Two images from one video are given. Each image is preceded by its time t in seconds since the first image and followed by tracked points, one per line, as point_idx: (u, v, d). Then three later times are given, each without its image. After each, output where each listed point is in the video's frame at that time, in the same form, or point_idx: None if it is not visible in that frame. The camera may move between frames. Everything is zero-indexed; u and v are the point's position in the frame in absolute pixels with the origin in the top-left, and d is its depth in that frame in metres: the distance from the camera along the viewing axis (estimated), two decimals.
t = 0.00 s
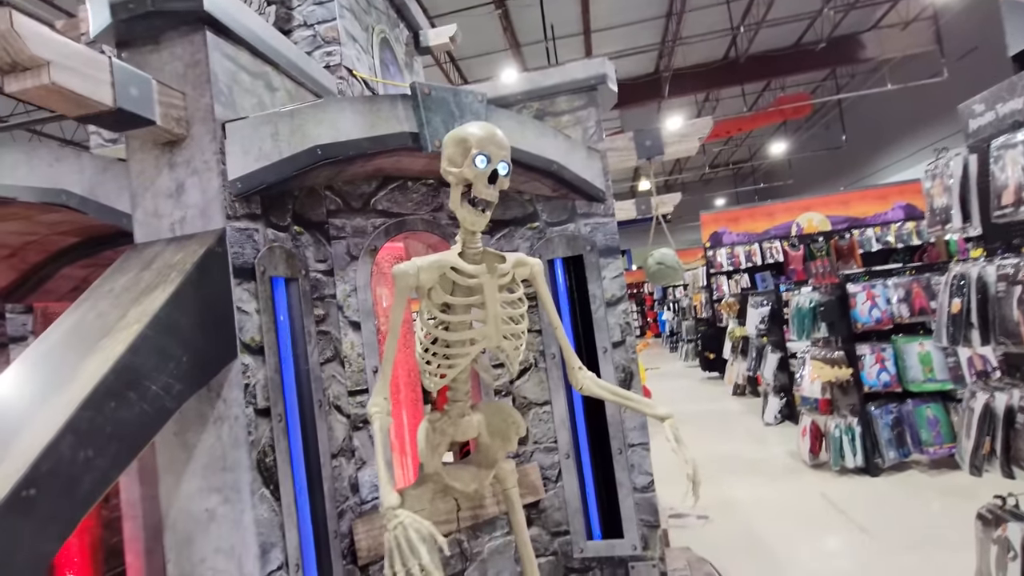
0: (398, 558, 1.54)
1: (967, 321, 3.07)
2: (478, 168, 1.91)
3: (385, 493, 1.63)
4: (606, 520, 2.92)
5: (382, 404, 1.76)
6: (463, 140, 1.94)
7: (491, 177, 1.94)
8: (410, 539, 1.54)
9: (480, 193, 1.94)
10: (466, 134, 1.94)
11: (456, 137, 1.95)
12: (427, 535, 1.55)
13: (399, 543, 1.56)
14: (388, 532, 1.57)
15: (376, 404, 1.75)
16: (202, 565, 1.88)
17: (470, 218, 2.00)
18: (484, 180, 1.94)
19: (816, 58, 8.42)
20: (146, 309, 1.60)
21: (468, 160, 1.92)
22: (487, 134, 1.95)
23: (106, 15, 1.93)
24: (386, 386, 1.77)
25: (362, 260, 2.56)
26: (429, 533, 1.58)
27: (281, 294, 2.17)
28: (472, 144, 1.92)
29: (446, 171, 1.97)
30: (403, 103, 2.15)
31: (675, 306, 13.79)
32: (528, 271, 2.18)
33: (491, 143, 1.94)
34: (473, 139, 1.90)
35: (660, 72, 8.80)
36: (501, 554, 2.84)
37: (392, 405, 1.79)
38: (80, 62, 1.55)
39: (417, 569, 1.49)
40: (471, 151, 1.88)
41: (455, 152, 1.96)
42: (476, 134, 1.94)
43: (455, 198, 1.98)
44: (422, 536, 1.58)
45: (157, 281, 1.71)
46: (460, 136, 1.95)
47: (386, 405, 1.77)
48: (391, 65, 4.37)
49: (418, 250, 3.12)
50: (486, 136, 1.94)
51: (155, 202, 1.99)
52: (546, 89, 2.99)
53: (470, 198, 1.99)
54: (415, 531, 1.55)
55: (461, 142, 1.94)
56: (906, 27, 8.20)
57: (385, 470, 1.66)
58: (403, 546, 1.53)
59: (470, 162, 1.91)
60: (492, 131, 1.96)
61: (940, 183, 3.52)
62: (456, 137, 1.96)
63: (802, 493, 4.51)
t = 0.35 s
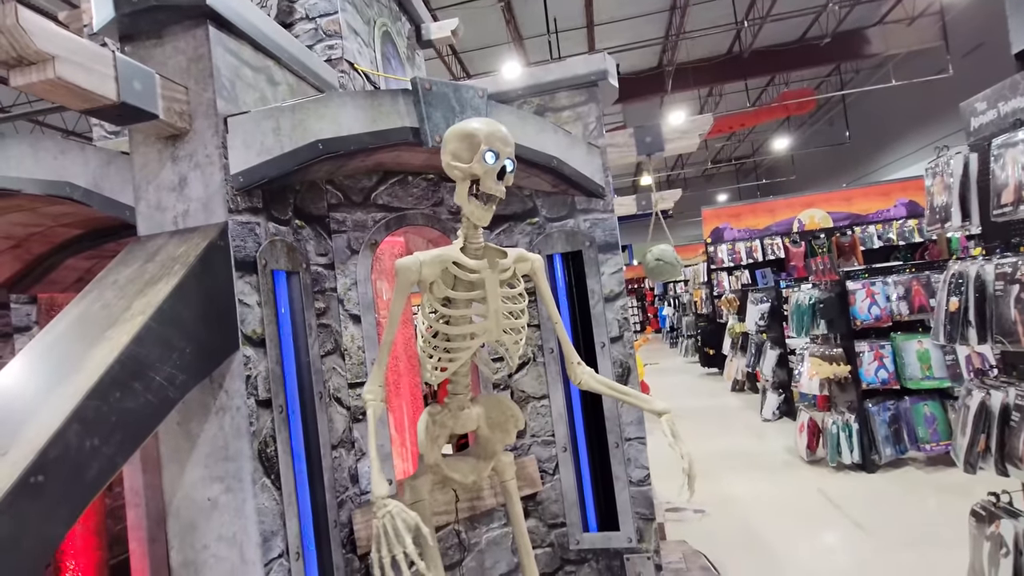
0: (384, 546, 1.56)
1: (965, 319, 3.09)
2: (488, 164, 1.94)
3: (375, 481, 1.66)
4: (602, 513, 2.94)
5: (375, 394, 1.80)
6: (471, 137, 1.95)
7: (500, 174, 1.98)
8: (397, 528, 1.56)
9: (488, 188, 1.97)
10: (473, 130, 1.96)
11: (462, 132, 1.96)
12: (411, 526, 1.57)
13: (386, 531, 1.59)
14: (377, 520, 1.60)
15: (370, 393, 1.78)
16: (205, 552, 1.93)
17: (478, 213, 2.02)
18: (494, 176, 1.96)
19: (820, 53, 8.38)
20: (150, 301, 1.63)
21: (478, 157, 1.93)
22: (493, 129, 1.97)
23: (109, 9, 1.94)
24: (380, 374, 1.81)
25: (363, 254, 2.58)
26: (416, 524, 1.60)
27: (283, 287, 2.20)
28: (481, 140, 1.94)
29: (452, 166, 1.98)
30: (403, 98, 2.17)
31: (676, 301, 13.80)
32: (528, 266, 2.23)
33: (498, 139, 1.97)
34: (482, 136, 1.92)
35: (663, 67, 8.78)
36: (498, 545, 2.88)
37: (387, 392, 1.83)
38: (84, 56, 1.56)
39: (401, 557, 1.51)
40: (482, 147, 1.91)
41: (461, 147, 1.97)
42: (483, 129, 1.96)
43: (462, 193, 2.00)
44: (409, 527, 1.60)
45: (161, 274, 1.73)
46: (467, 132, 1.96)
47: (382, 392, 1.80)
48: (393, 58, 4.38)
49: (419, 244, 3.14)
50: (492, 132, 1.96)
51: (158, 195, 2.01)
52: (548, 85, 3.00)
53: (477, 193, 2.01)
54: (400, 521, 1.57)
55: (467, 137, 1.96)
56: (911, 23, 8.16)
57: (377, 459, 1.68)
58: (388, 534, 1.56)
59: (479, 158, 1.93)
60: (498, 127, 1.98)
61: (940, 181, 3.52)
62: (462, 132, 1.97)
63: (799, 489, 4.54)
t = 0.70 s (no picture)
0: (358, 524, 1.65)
1: (959, 317, 3.11)
2: (489, 163, 1.96)
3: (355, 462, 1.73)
4: (598, 507, 2.97)
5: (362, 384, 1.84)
6: (471, 135, 1.97)
7: (500, 172, 2.00)
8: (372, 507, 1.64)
9: (489, 186, 1.99)
10: (473, 128, 1.97)
11: (461, 130, 1.97)
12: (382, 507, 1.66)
13: (360, 511, 1.67)
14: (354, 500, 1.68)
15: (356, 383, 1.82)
16: (204, 545, 1.95)
17: (477, 211, 2.05)
18: (494, 174, 1.99)
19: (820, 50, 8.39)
20: (150, 296, 1.65)
21: (480, 155, 1.95)
22: (491, 127, 1.99)
23: (108, 7, 1.95)
24: (365, 363, 1.85)
25: (361, 251, 2.60)
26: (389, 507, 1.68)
27: (281, 283, 2.22)
28: (482, 138, 1.96)
29: (452, 164, 1.98)
30: (401, 95, 2.19)
31: (674, 298, 13.83)
32: (524, 263, 2.24)
33: (497, 137, 1.99)
34: (483, 134, 1.94)
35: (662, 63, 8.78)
36: (495, 539, 2.91)
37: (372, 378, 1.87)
38: (83, 54, 1.57)
39: (372, 537, 1.60)
40: (484, 146, 1.93)
41: (461, 145, 1.98)
42: (482, 128, 1.98)
43: (464, 191, 2.01)
44: (382, 509, 1.68)
45: (160, 270, 1.75)
46: (465, 130, 1.98)
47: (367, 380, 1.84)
48: (392, 55, 4.38)
49: (417, 240, 3.16)
50: (492, 130, 1.99)
51: (157, 191, 2.03)
52: (545, 82, 3.02)
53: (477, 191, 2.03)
54: (372, 501, 1.65)
55: (467, 135, 1.97)
56: (910, 20, 8.16)
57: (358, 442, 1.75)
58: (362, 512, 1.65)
59: (481, 156, 1.95)
60: (496, 125, 2.01)
61: (936, 179, 3.54)
62: (461, 130, 1.98)
63: (794, 484, 4.57)
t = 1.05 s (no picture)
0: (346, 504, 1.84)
1: (955, 319, 3.14)
2: (494, 167, 2.00)
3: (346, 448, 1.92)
4: (599, 509, 2.99)
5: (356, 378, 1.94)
6: (475, 140, 2.00)
7: (504, 176, 2.04)
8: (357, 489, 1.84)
9: (494, 190, 2.03)
10: (476, 133, 2.00)
11: (465, 136, 2.00)
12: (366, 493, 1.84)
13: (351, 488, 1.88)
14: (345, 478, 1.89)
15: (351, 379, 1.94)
16: (211, 546, 1.96)
17: (484, 213, 2.07)
18: (499, 179, 2.03)
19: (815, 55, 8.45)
20: (160, 299, 1.66)
21: (485, 160, 1.99)
22: (494, 132, 2.03)
23: (117, 11, 1.96)
24: (361, 349, 1.97)
25: (364, 254, 2.61)
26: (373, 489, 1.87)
27: (287, 286, 2.25)
28: (486, 144, 1.99)
29: (457, 170, 2.01)
30: (405, 100, 2.21)
31: (671, 302, 13.87)
32: (527, 266, 2.25)
33: (500, 142, 2.03)
34: (488, 140, 1.97)
35: (659, 68, 8.82)
36: (497, 541, 2.92)
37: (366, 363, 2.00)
38: (95, 58, 1.59)
39: (358, 515, 1.81)
40: (490, 151, 1.97)
41: (465, 150, 2.00)
42: (486, 132, 2.01)
43: (469, 196, 2.04)
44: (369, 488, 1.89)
45: (169, 272, 1.77)
46: (468, 135, 2.00)
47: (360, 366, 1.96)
48: (393, 59, 4.41)
49: (419, 244, 3.17)
50: (495, 135, 2.02)
51: (165, 195, 2.04)
52: (546, 87, 3.04)
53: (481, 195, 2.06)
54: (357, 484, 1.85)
55: (472, 141, 2.00)
56: (905, 25, 8.23)
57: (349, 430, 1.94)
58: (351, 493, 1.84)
59: (486, 161, 1.99)
60: (498, 129, 2.04)
61: (932, 183, 3.57)
62: (464, 136, 2.00)
63: (793, 486, 4.60)
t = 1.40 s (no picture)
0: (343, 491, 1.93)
1: (939, 319, 3.26)
2: (493, 182, 2.07)
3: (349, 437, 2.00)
4: (600, 510, 3.06)
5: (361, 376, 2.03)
6: (474, 156, 2.06)
7: (505, 189, 2.10)
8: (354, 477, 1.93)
9: (496, 204, 2.09)
10: (475, 150, 2.07)
11: (464, 153, 2.07)
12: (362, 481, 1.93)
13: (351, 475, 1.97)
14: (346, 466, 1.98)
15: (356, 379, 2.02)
16: (228, 553, 2.01)
17: (495, 221, 2.12)
18: (499, 192, 2.09)
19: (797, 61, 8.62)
20: (181, 313, 1.72)
21: (484, 176, 2.06)
22: (492, 146, 2.09)
23: (130, 34, 2.02)
24: (364, 348, 2.02)
25: (368, 265, 2.69)
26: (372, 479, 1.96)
27: (296, 298, 2.30)
28: (485, 160, 2.06)
29: (458, 188, 2.09)
30: (408, 115, 2.28)
31: (661, 305, 14.02)
32: (530, 275, 2.33)
33: (499, 156, 2.09)
34: (485, 156, 2.04)
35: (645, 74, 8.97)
36: (501, 543, 2.98)
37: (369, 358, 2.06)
38: (116, 84, 1.65)
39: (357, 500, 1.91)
40: (487, 167, 2.03)
41: (465, 168, 2.07)
42: (485, 148, 2.08)
43: (472, 211, 2.11)
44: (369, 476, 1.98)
45: (188, 287, 1.82)
46: (467, 152, 2.07)
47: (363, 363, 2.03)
48: (387, 71, 4.48)
49: (418, 253, 3.22)
50: (493, 150, 2.09)
51: (178, 211, 2.10)
52: (542, 99, 3.14)
53: (486, 208, 2.12)
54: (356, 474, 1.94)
55: (471, 157, 2.06)
56: (884, 31, 8.43)
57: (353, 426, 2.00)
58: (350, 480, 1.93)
59: (485, 177, 2.06)
60: (496, 144, 2.10)
61: (913, 187, 3.69)
62: (463, 153, 2.07)
63: (786, 486, 4.70)
